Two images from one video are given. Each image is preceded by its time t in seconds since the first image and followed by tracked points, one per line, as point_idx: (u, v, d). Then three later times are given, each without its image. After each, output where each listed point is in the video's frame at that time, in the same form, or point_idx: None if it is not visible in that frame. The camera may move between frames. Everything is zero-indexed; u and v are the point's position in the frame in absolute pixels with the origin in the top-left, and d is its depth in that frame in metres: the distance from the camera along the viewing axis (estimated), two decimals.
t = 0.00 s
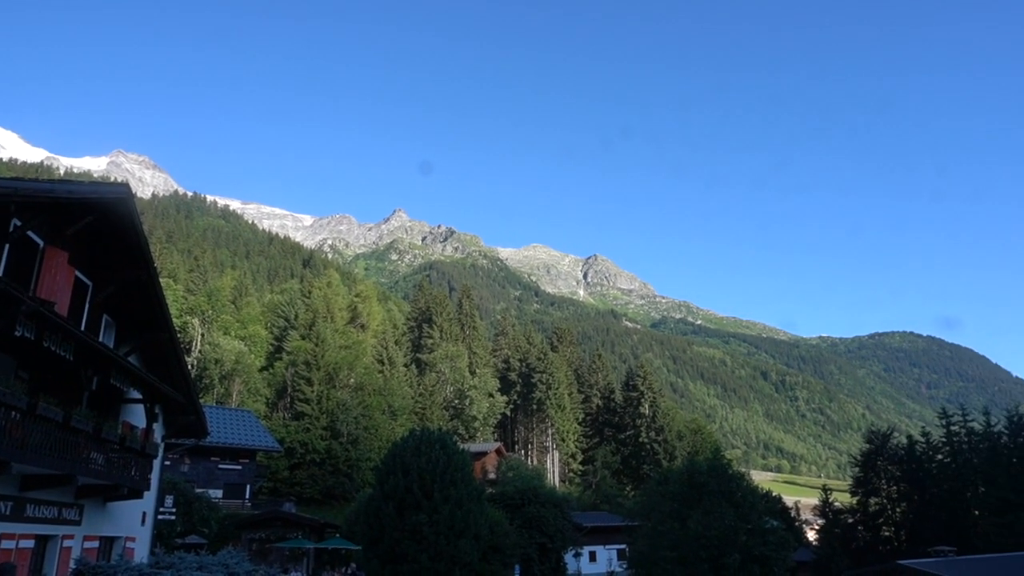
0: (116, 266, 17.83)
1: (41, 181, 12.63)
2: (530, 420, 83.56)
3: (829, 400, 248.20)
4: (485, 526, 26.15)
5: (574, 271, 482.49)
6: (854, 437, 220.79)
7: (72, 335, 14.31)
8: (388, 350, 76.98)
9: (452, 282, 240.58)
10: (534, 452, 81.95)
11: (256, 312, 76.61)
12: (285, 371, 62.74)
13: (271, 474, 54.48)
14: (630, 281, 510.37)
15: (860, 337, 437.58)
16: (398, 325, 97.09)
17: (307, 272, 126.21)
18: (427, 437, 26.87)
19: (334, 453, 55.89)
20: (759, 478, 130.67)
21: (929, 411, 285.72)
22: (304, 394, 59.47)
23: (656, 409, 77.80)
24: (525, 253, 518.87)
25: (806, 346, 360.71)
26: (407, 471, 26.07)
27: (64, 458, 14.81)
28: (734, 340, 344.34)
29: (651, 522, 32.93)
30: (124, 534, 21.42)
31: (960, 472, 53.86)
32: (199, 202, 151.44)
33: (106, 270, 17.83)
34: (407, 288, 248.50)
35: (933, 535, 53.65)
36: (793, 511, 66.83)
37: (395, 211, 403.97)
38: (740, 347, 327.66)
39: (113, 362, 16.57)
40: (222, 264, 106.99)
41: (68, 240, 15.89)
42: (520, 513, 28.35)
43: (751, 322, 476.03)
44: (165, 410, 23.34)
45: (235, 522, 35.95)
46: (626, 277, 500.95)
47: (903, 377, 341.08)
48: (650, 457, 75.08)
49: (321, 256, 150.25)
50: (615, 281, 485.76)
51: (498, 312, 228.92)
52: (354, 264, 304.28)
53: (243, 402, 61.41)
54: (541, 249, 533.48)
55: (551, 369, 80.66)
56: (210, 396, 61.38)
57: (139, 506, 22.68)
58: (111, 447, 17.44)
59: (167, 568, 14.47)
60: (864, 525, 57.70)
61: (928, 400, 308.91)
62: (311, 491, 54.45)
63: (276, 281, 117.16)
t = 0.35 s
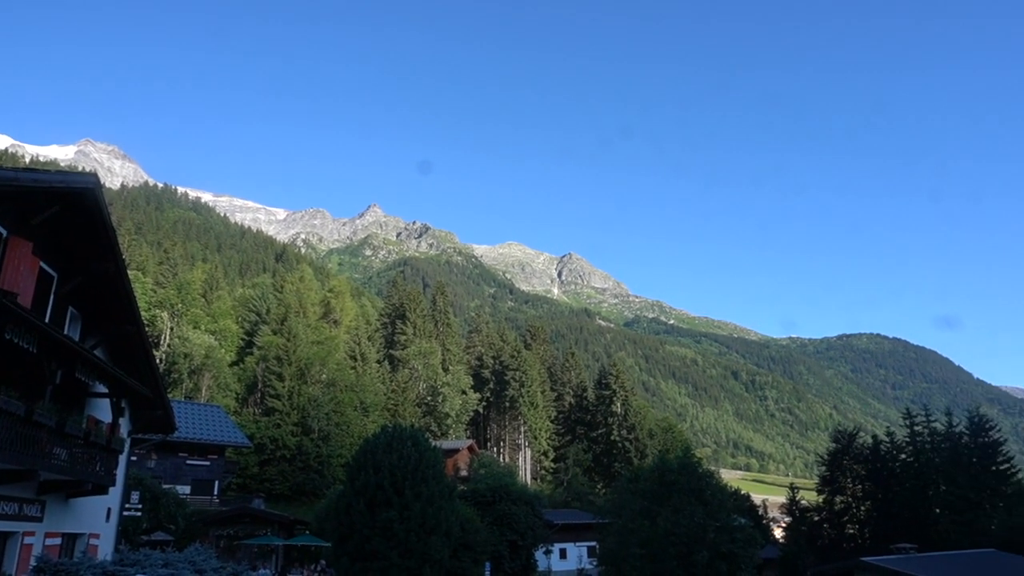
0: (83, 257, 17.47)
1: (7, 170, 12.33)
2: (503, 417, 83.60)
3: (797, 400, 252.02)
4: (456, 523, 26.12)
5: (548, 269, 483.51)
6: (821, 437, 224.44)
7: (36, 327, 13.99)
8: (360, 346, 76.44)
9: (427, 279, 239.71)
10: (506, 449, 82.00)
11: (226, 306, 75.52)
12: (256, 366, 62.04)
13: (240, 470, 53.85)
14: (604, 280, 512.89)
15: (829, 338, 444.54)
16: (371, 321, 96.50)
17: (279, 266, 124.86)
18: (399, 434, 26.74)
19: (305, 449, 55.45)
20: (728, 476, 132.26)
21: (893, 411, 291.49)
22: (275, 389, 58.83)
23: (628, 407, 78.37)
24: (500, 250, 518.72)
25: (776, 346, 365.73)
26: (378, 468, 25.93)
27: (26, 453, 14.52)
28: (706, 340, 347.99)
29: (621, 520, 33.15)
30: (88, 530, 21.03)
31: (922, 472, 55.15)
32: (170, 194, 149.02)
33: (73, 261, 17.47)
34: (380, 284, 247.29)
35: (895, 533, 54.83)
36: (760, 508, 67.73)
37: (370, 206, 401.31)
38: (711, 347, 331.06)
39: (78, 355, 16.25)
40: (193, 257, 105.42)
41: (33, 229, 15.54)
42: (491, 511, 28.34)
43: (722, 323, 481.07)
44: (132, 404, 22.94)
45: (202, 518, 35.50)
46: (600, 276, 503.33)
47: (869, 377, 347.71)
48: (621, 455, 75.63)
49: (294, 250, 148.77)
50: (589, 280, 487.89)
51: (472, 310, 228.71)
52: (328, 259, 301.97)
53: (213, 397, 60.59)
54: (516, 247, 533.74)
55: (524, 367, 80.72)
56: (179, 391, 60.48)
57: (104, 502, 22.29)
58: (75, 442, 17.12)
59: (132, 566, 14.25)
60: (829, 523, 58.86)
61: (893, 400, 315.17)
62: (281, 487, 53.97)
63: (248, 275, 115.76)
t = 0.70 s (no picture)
0: (45, 247, 17.04)
1: None
2: (473, 414, 83.56)
3: (763, 400, 255.83)
4: (424, 520, 26.04)
5: (521, 267, 484.09)
6: (786, 437, 228.16)
7: None
8: (330, 341, 75.79)
9: (398, 274, 238.71)
10: (476, 446, 82.01)
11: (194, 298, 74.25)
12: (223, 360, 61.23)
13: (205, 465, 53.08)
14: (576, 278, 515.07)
15: (795, 340, 451.83)
16: (342, 315, 95.69)
17: (249, 258, 123.30)
18: (368, 430, 26.57)
19: (272, 444, 54.85)
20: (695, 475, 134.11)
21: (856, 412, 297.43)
22: (242, 383, 58.05)
23: (597, 406, 78.94)
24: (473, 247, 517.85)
25: (744, 347, 370.85)
26: (346, 463, 25.75)
27: None
28: (675, 340, 351.51)
29: (589, 517, 33.42)
30: (47, 526, 20.58)
31: (883, 472, 56.43)
32: (137, 182, 146.30)
33: (34, 252, 17.01)
34: (351, 279, 245.52)
35: (856, 532, 55.93)
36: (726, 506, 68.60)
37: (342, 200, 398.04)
38: (680, 347, 334.44)
39: (38, 348, 15.84)
40: (160, 248, 103.59)
41: None
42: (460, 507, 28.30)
43: (692, 323, 486.06)
44: (94, 397, 22.46)
45: (166, 513, 34.96)
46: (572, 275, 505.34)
47: (833, 379, 354.37)
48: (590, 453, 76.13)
49: (265, 243, 146.95)
50: (561, 279, 489.42)
51: (443, 306, 228.28)
52: (298, 253, 298.92)
53: (178, 390, 59.61)
54: (489, 244, 533.59)
55: (495, 364, 80.74)
56: (143, 384, 59.36)
57: (64, 496, 21.84)
58: (34, 436, 16.74)
59: (92, 562, 13.98)
60: (792, 521, 59.54)
61: (856, 402, 321.61)
62: (246, 482, 53.37)
63: (216, 267, 114.11)
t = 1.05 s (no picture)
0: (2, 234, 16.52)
1: None
2: (440, 411, 83.35)
3: (728, 400, 259.54)
4: (389, 516, 25.89)
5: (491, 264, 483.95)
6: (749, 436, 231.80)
7: None
8: (296, 335, 74.98)
9: (367, 269, 237.17)
10: (443, 443, 81.85)
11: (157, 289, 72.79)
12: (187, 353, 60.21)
13: (166, 459, 52.13)
14: (545, 277, 516.43)
15: (760, 341, 458.79)
16: (309, 309, 94.68)
17: (215, 250, 121.40)
18: (334, 426, 26.36)
19: (235, 438, 54.19)
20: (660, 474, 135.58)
21: (817, 412, 303.31)
22: (206, 376, 57.22)
23: (564, 404, 79.39)
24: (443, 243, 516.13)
25: (710, 347, 375.68)
26: (310, 459, 25.53)
27: None
28: (642, 340, 354.79)
29: (554, 515, 33.61)
30: None
31: (842, 471, 57.66)
32: (100, 169, 143.07)
33: None
34: (319, 273, 243.16)
35: (815, 530, 57.08)
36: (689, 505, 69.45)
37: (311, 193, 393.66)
38: (648, 347, 337.58)
39: None
40: (123, 237, 101.46)
41: None
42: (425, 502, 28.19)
43: (659, 323, 490.57)
44: (52, 389, 21.91)
45: (124, 508, 34.31)
46: (542, 273, 506.47)
47: (795, 380, 360.87)
48: (556, 451, 76.49)
49: (232, 234, 144.72)
50: (531, 277, 490.28)
51: (412, 302, 227.26)
52: (265, 245, 295.05)
53: (140, 383, 58.49)
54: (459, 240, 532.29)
55: (463, 361, 80.60)
56: (103, 376, 58.06)
57: (18, 491, 21.28)
58: None
59: (47, 558, 13.67)
60: (754, 519, 60.76)
61: (818, 402, 327.91)
62: (209, 477, 52.62)
63: (181, 258, 112.10)
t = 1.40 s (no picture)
0: None
1: None
2: (406, 408, 82.90)
3: (692, 400, 262.63)
4: (353, 513, 25.65)
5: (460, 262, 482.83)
6: (713, 436, 234.86)
7: None
8: (261, 330, 73.91)
9: (335, 265, 234.99)
10: (408, 440, 81.46)
11: (118, 280, 71.11)
12: (147, 346, 58.94)
13: (124, 455, 50.94)
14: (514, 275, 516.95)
15: (725, 343, 465.17)
16: (275, 304, 93.38)
17: (178, 242, 119.09)
18: (299, 422, 26.08)
19: (197, 434, 53.29)
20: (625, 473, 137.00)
21: (779, 413, 308.63)
22: (167, 370, 56.12)
23: (531, 402, 79.64)
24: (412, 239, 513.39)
25: (676, 348, 379.82)
26: (274, 455, 25.20)
27: None
28: (610, 339, 357.42)
29: (518, 513, 33.68)
30: None
31: (802, 471, 58.73)
32: (60, 156, 139.36)
33: None
34: (286, 267, 240.19)
35: (773, 529, 58.12)
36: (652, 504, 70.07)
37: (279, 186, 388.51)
38: (615, 347, 339.96)
39: None
40: (82, 226, 98.94)
41: None
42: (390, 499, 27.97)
43: (626, 323, 494.46)
44: (4, 383, 21.17)
45: (79, 505, 33.36)
46: (511, 271, 506.97)
47: (758, 381, 366.84)
48: (522, 449, 76.62)
49: (196, 225, 142.11)
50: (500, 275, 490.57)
51: (380, 298, 225.59)
52: (231, 238, 290.38)
53: (98, 376, 57.11)
54: (428, 237, 530.19)
55: (430, 358, 80.24)
56: (59, 368, 56.52)
57: None
58: None
59: None
60: (715, 518, 61.51)
61: (780, 404, 333.75)
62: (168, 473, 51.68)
63: (143, 249, 109.73)
